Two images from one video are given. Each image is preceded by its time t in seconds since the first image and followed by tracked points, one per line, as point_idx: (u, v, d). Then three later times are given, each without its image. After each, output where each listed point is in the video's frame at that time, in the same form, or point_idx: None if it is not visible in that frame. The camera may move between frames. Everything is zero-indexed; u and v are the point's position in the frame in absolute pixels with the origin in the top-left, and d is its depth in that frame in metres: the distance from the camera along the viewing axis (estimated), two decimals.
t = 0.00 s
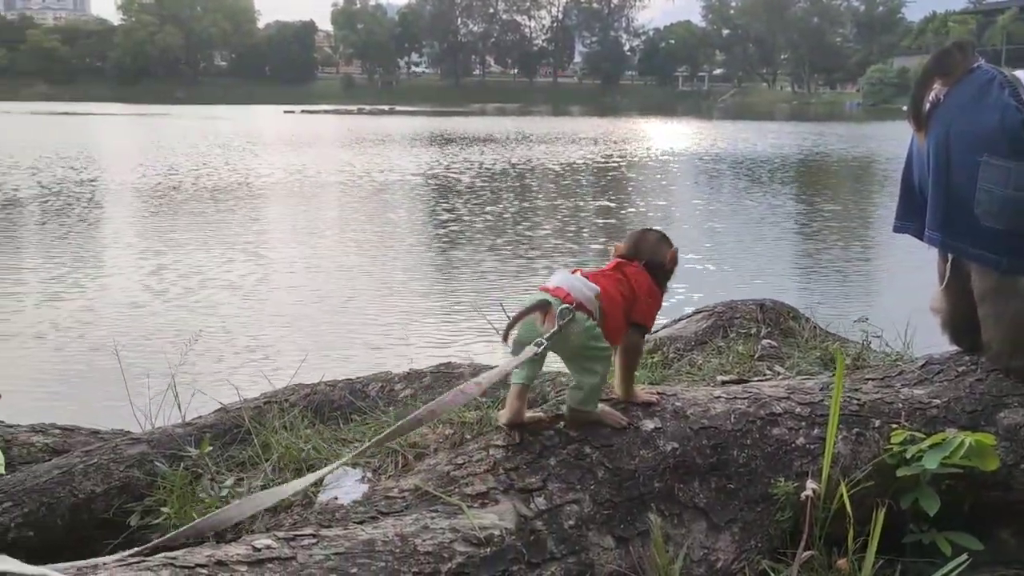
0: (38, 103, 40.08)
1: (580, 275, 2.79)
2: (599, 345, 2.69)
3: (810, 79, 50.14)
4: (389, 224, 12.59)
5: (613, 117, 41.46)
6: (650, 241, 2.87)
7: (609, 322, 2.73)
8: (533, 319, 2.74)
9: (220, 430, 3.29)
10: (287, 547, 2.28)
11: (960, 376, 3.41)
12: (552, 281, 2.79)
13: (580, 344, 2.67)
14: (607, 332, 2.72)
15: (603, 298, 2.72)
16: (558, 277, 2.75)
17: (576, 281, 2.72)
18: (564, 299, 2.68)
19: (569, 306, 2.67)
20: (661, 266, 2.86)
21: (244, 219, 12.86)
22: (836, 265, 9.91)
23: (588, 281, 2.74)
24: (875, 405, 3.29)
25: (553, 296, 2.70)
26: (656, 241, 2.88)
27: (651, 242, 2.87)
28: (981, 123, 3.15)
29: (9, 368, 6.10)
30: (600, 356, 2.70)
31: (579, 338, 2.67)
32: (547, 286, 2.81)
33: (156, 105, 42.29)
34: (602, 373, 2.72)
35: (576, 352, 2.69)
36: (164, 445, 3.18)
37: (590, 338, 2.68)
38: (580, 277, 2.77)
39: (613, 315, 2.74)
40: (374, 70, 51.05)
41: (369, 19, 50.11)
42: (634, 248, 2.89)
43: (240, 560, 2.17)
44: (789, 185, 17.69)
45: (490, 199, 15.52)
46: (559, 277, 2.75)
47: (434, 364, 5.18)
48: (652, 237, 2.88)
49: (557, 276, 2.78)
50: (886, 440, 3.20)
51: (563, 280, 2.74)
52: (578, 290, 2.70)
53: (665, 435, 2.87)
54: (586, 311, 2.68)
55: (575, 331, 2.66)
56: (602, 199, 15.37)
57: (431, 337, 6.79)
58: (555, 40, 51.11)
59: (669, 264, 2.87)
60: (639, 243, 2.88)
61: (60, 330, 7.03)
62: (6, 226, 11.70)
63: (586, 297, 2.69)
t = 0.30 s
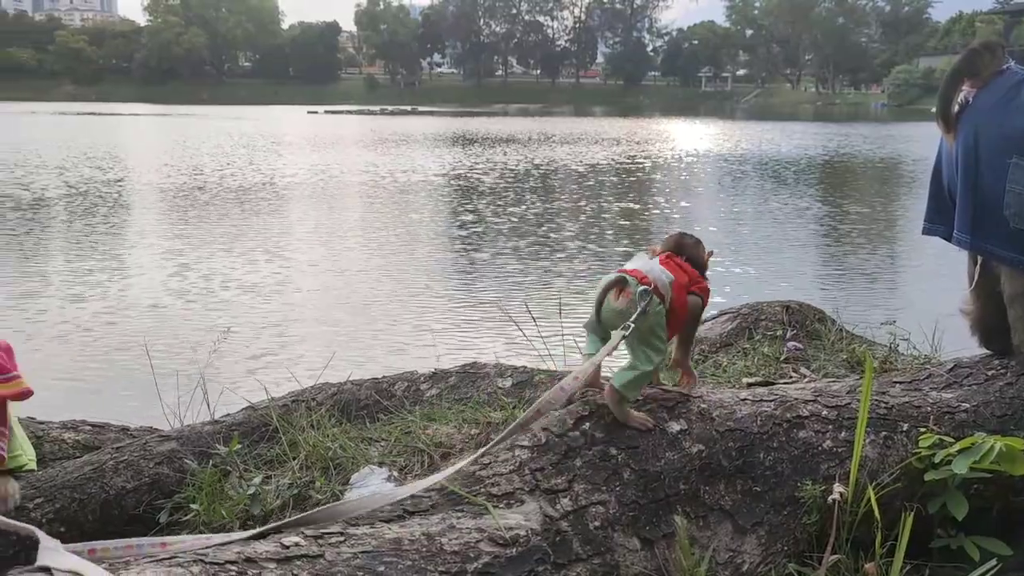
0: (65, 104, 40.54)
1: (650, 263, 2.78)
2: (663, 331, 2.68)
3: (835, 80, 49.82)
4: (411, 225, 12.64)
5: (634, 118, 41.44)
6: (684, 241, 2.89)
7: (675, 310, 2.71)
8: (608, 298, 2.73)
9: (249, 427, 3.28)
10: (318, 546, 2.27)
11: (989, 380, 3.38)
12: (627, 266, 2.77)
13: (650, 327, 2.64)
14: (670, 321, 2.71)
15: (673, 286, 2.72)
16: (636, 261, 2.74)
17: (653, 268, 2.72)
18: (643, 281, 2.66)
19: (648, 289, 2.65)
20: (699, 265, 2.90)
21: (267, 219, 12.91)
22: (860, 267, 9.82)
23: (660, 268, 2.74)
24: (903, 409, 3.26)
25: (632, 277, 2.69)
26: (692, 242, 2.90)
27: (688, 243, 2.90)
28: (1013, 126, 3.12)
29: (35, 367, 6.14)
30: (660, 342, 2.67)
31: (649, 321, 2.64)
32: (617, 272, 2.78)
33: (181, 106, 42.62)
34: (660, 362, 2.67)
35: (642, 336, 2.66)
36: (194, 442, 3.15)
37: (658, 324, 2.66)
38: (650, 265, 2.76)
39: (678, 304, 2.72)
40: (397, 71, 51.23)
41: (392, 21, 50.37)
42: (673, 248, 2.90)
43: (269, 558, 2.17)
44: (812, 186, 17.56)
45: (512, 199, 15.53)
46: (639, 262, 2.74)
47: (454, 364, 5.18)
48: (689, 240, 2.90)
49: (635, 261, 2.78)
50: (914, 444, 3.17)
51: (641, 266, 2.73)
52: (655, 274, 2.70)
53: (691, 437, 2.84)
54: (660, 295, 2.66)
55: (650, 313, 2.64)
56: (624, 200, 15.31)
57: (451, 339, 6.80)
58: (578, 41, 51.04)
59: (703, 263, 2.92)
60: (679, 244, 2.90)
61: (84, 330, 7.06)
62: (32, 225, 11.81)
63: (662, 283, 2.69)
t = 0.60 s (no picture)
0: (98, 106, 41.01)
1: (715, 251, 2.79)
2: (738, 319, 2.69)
3: (867, 82, 49.27)
4: (440, 227, 12.67)
5: (664, 121, 41.25)
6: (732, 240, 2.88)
7: (746, 298, 2.73)
8: (688, 286, 2.70)
9: (285, 425, 3.29)
10: (356, 542, 2.26)
11: None
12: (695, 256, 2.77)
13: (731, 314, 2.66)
14: (743, 308, 2.71)
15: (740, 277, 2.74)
16: (709, 249, 2.75)
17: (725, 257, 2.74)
18: (721, 268, 2.68)
19: (727, 273, 2.67)
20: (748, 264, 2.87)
21: (296, 221, 12.96)
22: (893, 271, 9.71)
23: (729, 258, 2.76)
24: (941, 413, 3.22)
25: (710, 264, 2.70)
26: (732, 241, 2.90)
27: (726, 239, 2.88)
28: None
29: (69, 366, 6.22)
30: (737, 328, 2.68)
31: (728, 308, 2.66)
32: (683, 264, 2.78)
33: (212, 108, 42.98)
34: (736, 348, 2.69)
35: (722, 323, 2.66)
36: (230, 439, 3.16)
37: (736, 312, 2.67)
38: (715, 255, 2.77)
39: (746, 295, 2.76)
40: (425, 73, 51.35)
41: (422, 23, 50.49)
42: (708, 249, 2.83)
43: (306, 555, 2.15)
44: (844, 190, 17.36)
45: (541, 202, 15.51)
46: (708, 252, 2.75)
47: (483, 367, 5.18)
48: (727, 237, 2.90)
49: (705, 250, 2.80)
50: (952, 450, 3.14)
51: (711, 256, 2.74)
52: (732, 262, 2.72)
53: (726, 439, 2.79)
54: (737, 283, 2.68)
55: (729, 300, 2.65)
56: (654, 203, 15.21)
57: (480, 341, 6.80)
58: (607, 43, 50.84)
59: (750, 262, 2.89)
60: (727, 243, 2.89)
61: (115, 331, 7.11)
62: (65, 227, 11.93)
63: (737, 268, 2.71)
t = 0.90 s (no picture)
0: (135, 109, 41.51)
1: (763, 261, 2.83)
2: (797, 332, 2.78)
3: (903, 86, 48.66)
4: (470, 231, 12.70)
5: (695, 124, 41.03)
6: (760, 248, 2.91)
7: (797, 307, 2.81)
8: (758, 305, 2.72)
9: (324, 427, 3.30)
10: (395, 543, 2.23)
11: None
12: (750, 271, 2.78)
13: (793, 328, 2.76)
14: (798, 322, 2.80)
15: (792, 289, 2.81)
16: (760, 267, 2.78)
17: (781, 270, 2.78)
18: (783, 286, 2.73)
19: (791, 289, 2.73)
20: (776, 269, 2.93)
21: (329, 224, 13.05)
22: (930, 279, 9.60)
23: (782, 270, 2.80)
24: (984, 424, 3.17)
25: (774, 284, 2.73)
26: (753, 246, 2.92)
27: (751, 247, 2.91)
28: None
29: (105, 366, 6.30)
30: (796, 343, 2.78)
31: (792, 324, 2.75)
32: (740, 279, 2.78)
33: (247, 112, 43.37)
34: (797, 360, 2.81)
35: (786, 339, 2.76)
36: (270, 440, 3.16)
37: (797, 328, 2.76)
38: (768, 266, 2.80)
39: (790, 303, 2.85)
40: (457, 77, 51.50)
41: (455, 26, 50.63)
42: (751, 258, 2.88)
43: (347, 557, 2.13)
44: (879, 195, 17.17)
45: (572, 206, 15.50)
46: (765, 266, 2.77)
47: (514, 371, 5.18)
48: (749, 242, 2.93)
49: (753, 263, 2.81)
50: (995, 461, 3.09)
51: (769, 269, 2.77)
52: (784, 275, 2.78)
53: (765, 447, 2.76)
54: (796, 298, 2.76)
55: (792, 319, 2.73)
56: (686, 208, 15.14)
57: (511, 346, 6.81)
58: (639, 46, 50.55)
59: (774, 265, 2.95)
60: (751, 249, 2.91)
61: (151, 333, 7.19)
62: (102, 229, 12.09)
63: (792, 280, 2.78)
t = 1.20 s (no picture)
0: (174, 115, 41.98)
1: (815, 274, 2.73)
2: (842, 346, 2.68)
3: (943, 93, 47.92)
4: (505, 237, 12.70)
5: (730, 132, 40.67)
6: (830, 262, 2.74)
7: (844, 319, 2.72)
8: (801, 319, 2.65)
9: (364, 433, 3.32)
10: (436, 551, 2.22)
11: None
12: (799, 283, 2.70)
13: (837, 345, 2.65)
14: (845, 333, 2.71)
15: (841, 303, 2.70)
16: (808, 278, 2.69)
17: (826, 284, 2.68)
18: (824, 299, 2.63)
19: (834, 306, 2.62)
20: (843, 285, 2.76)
21: (364, 229, 13.12)
22: (972, 290, 9.45)
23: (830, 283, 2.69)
24: None
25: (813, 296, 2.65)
26: (826, 257, 2.76)
27: (821, 259, 2.74)
28: None
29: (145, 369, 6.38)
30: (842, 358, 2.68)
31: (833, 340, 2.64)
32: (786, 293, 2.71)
33: (283, 118, 43.70)
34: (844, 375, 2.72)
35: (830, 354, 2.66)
36: (312, 444, 3.17)
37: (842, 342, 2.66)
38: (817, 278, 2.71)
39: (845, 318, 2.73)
40: (491, 83, 51.53)
41: (490, 32, 50.64)
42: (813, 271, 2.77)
43: (390, 563, 2.13)
44: (919, 204, 16.94)
45: (607, 213, 15.44)
46: (810, 279, 2.69)
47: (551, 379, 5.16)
48: (821, 254, 2.76)
49: (800, 277, 2.73)
50: None
51: (813, 282, 2.68)
52: (831, 288, 2.67)
53: (807, 459, 2.73)
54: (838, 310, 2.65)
55: (835, 331, 2.64)
56: (722, 216, 15.03)
57: (546, 354, 6.79)
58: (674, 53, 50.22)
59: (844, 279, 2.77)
60: (819, 260, 2.75)
61: (188, 337, 7.28)
62: (141, 233, 12.26)
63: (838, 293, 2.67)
